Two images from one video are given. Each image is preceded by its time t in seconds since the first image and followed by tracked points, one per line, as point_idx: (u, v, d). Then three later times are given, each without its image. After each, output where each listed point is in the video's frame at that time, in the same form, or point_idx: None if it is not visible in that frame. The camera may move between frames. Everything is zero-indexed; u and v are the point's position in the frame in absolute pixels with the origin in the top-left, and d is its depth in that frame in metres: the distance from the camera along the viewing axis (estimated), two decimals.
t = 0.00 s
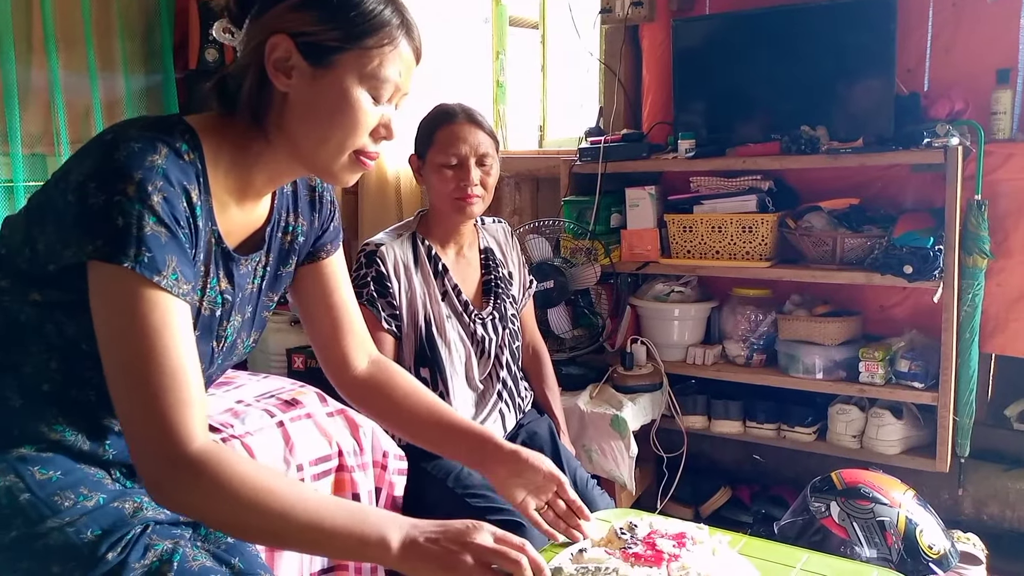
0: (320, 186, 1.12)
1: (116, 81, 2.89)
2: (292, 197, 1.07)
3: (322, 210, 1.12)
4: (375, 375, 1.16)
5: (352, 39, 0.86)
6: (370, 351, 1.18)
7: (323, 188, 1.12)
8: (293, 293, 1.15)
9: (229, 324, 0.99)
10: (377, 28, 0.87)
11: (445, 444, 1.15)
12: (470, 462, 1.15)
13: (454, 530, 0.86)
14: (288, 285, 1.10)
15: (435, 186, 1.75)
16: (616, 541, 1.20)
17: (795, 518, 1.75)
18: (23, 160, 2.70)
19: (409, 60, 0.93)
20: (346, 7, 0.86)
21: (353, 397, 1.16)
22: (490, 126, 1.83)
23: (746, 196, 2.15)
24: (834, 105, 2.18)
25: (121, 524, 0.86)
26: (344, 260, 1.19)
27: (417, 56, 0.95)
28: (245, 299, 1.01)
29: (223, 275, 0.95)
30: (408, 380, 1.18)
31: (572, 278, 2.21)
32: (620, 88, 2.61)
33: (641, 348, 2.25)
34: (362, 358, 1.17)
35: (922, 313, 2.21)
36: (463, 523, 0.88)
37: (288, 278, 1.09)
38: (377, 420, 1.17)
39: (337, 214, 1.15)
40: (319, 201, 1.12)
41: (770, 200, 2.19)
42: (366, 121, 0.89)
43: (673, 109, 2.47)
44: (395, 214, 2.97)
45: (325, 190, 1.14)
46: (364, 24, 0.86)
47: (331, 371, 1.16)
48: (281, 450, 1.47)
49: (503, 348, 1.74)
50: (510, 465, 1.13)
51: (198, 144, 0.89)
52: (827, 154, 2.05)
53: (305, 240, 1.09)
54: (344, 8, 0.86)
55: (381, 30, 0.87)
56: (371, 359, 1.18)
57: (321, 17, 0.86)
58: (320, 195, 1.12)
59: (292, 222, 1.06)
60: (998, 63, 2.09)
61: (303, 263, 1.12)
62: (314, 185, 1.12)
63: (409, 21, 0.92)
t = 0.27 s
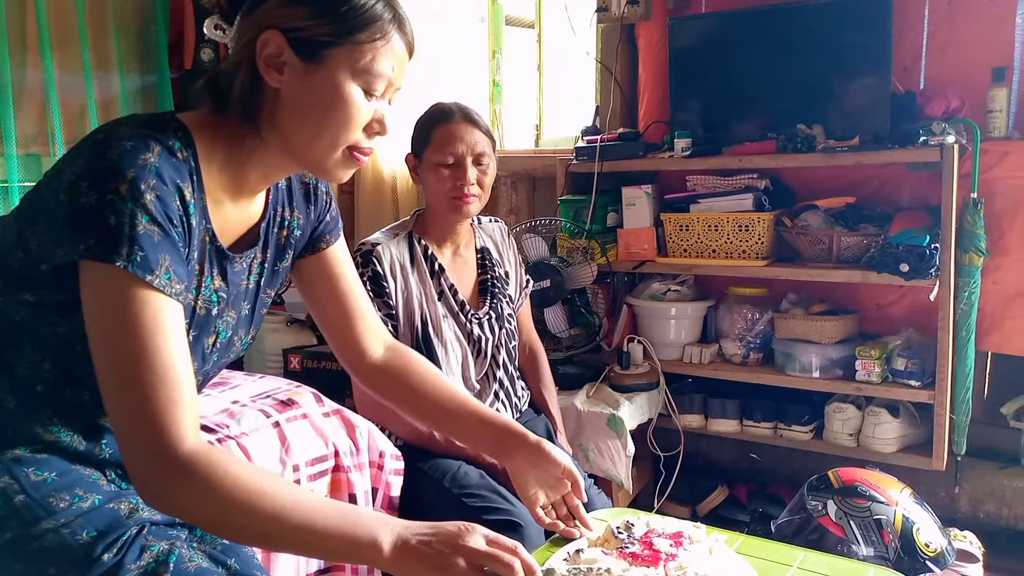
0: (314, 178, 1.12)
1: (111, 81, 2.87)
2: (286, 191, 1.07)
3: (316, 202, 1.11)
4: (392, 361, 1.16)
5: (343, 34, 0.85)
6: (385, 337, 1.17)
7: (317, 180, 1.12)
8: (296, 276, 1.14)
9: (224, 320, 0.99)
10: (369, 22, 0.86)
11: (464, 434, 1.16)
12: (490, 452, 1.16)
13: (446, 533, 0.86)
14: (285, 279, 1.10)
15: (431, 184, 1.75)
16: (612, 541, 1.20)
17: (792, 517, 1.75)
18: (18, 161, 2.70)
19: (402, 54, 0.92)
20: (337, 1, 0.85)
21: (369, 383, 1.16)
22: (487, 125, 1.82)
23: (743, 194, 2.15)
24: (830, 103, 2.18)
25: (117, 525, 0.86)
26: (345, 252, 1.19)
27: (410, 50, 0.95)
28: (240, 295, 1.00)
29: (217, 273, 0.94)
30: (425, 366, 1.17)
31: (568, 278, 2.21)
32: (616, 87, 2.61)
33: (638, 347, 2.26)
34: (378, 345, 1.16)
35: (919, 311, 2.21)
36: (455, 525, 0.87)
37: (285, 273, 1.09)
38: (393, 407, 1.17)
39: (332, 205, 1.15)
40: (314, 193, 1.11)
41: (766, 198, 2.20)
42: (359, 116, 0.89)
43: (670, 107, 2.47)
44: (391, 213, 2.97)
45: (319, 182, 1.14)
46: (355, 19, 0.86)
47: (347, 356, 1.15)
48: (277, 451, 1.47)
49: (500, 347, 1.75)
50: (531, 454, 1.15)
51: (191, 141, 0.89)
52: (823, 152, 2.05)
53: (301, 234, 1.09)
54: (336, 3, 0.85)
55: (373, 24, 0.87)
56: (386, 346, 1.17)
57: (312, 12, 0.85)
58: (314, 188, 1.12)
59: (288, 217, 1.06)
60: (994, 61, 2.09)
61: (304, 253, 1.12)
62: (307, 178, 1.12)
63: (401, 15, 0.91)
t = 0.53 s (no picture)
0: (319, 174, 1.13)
1: (119, 86, 2.89)
2: (294, 189, 1.07)
3: (323, 196, 1.12)
4: (420, 350, 1.16)
5: (349, 36, 0.86)
6: (412, 326, 1.18)
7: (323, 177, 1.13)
8: (309, 269, 1.16)
9: (235, 321, 0.99)
10: (375, 24, 0.87)
11: (490, 426, 1.16)
12: (517, 448, 1.16)
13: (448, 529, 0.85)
14: (294, 276, 1.12)
15: (438, 187, 1.75)
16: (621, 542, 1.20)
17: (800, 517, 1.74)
18: (27, 165, 2.72)
19: (407, 55, 0.93)
20: (342, 4, 0.86)
21: (396, 371, 1.17)
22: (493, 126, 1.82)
23: (749, 195, 2.15)
24: (836, 103, 2.18)
25: (129, 527, 0.86)
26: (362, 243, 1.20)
27: (415, 51, 0.95)
28: (250, 296, 1.01)
29: (226, 276, 0.95)
30: (455, 357, 1.18)
31: (575, 279, 2.21)
32: (621, 88, 2.62)
33: (646, 348, 2.25)
34: (405, 334, 1.17)
35: (927, 311, 2.20)
36: (458, 524, 0.86)
37: (293, 271, 1.10)
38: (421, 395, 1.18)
39: (340, 197, 1.16)
40: (320, 188, 1.12)
41: (773, 198, 2.20)
42: (365, 117, 0.89)
43: (675, 108, 2.47)
44: (397, 215, 2.97)
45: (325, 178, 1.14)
46: (361, 21, 0.86)
47: (373, 345, 1.16)
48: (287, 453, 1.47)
49: (507, 350, 1.74)
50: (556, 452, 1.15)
51: (200, 145, 0.89)
52: (830, 152, 2.05)
53: (309, 230, 1.10)
54: (341, 5, 0.86)
55: (379, 26, 0.87)
56: (414, 335, 1.18)
57: (318, 14, 0.86)
58: (320, 183, 1.12)
59: (296, 214, 1.07)
60: (1001, 60, 2.09)
61: (317, 245, 1.13)
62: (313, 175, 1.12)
63: (405, 16, 0.92)
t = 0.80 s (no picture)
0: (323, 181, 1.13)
1: (123, 90, 2.89)
2: (297, 197, 1.08)
3: (326, 203, 1.12)
4: (422, 356, 1.17)
5: (351, 40, 0.86)
6: (413, 333, 1.19)
7: (326, 183, 1.12)
8: (311, 272, 1.16)
9: (236, 327, 0.99)
10: (377, 28, 0.87)
11: (489, 432, 1.17)
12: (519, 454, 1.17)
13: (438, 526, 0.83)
14: (295, 281, 1.12)
15: (441, 191, 1.75)
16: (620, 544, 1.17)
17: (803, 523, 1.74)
18: (31, 169, 2.72)
19: (410, 60, 0.93)
20: (345, 9, 0.86)
21: (397, 377, 1.17)
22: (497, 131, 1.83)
23: (753, 200, 2.15)
24: (839, 108, 2.18)
25: (132, 531, 0.87)
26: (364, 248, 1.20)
27: (418, 56, 0.95)
28: (251, 301, 1.01)
29: (227, 280, 0.95)
30: (456, 363, 1.19)
31: (578, 283, 2.21)
32: (624, 93, 2.62)
33: (648, 352, 2.24)
34: (407, 340, 1.18)
35: (930, 317, 2.20)
36: (449, 519, 0.85)
37: (294, 277, 1.11)
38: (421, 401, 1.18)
39: (344, 204, 1.16)
40: (323, 195, 1.12)
41: (775, 203, 2.20)
42: (367, 121, 0.89)
43: (678, 113, 2.47)
44: (400, 220, 2.98)
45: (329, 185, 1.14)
46: (363, 25, 0.86)
47: (374, 351, 1.17)
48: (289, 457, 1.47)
49: (510, 354, 1.74)
50: (558, 458, 1.16)
51: (202, 149, 0.90)
52: (833, 157, 2.05)
53: (311, 236, 1.10)
54: (343, 10, 0.86)
55: (381, 30, 0.88)
56: (415, 341, 1.18)
57: (320, 19, 0.86)
58: (324, 190, 1.12)
59: (298, 220, 1.07)
60: (1003, 65, 2.09)
61: (319, 250, 1.14)
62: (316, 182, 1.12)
63: (408, 20, 0.92)
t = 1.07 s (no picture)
0: (331, 195, 1.13)
1: (128, 94, 2.91)
2: (304, 208, 1.08)
3: (334, 217, 1.12)
4: (423, 374, 1.17)
5: (360, 50, 0.86)
6: (414, 349, 1.19)
7: (335, 197, 1.13)
8: (317, 288, 1.15)
9: (240, 337, 1.00)
10: (386, 39, 0.88)
11: (488, 450, 1.18)
12: (518, 471, 1.18)
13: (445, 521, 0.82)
14: (301, 295, 1.12)
15: (446, 195, 1.76)
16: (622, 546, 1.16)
17: (807, 524, 1.73)
18: (36, 173, 2.72)
19: (418, 70, 0.93)
20: (355, 20, 0.86)
21: (398, 394, 1.18)
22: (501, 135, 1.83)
23: (756, 203, 2.15)
24: (843, 111, 2.18)
25: (137, 534, 0.87)
26: (370, 262, 1.19)
27: (426, 66, 0.96)
28: (256, 311, 1.01)
29: (233, 289, 0.96)
30: (456, 381, 1.19)
31: (581, 286, 2.22)
32: (627, 96, 2.63)
33: (652, 356, 2.25)
34: (408, 357, 1.18)
35: (934, 318, 2.20)
36: (453, 513, 0.83)
37: (300, 289, 1.10)
38: (421, 418, 1.19)
39: (353, 219, 1.16)
40: (331, 209, 1.12)
41: (779, 206, 2.20)
42: (376, 131, 0.90)
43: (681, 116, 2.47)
44: (404, 223, 2.99)
45: (338, 199, 1.14)
46: (372, 36, 0.87)
47: (376, 368, 1.17)
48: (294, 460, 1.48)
49: (514, 356, 1.75)
50: (557, 477, 1.17)
51: (210, 159, 0.90)
52: (836, 160, 2.05)
53: (318, 249, 1.10)
54: (353, 21, 0.86)
55: (390, 41, 0.88)
56: (417, 358, 1.19)
57: (330, 30, 0.86)
58: (332, 204, 1.13)
59: (304, 233, 1.07)
60: (1007, 67, 2.09)
61: (326, 267, 1.13)
62: (325, 195, 1.12)
63: (416, 31, 0.92)
